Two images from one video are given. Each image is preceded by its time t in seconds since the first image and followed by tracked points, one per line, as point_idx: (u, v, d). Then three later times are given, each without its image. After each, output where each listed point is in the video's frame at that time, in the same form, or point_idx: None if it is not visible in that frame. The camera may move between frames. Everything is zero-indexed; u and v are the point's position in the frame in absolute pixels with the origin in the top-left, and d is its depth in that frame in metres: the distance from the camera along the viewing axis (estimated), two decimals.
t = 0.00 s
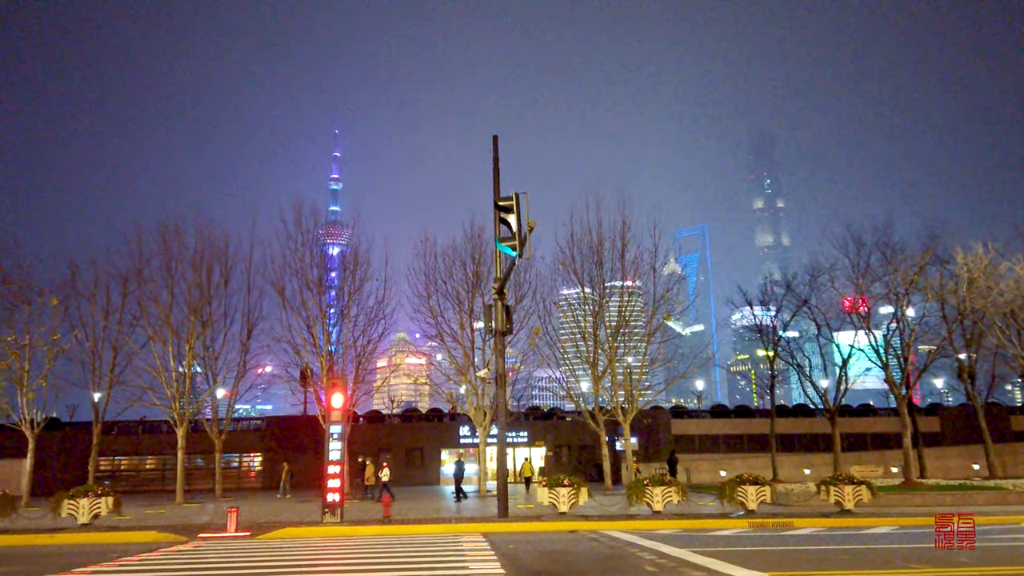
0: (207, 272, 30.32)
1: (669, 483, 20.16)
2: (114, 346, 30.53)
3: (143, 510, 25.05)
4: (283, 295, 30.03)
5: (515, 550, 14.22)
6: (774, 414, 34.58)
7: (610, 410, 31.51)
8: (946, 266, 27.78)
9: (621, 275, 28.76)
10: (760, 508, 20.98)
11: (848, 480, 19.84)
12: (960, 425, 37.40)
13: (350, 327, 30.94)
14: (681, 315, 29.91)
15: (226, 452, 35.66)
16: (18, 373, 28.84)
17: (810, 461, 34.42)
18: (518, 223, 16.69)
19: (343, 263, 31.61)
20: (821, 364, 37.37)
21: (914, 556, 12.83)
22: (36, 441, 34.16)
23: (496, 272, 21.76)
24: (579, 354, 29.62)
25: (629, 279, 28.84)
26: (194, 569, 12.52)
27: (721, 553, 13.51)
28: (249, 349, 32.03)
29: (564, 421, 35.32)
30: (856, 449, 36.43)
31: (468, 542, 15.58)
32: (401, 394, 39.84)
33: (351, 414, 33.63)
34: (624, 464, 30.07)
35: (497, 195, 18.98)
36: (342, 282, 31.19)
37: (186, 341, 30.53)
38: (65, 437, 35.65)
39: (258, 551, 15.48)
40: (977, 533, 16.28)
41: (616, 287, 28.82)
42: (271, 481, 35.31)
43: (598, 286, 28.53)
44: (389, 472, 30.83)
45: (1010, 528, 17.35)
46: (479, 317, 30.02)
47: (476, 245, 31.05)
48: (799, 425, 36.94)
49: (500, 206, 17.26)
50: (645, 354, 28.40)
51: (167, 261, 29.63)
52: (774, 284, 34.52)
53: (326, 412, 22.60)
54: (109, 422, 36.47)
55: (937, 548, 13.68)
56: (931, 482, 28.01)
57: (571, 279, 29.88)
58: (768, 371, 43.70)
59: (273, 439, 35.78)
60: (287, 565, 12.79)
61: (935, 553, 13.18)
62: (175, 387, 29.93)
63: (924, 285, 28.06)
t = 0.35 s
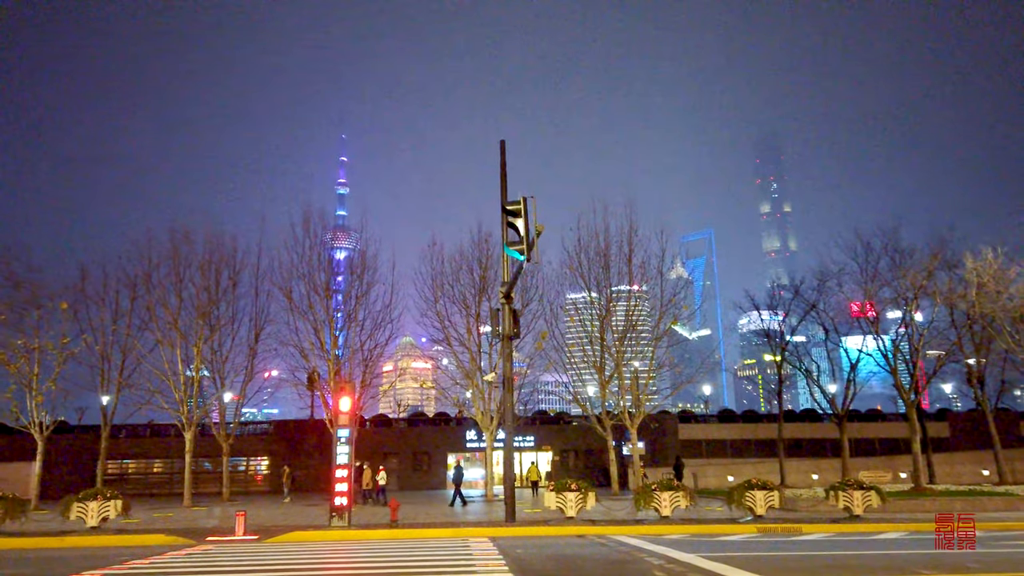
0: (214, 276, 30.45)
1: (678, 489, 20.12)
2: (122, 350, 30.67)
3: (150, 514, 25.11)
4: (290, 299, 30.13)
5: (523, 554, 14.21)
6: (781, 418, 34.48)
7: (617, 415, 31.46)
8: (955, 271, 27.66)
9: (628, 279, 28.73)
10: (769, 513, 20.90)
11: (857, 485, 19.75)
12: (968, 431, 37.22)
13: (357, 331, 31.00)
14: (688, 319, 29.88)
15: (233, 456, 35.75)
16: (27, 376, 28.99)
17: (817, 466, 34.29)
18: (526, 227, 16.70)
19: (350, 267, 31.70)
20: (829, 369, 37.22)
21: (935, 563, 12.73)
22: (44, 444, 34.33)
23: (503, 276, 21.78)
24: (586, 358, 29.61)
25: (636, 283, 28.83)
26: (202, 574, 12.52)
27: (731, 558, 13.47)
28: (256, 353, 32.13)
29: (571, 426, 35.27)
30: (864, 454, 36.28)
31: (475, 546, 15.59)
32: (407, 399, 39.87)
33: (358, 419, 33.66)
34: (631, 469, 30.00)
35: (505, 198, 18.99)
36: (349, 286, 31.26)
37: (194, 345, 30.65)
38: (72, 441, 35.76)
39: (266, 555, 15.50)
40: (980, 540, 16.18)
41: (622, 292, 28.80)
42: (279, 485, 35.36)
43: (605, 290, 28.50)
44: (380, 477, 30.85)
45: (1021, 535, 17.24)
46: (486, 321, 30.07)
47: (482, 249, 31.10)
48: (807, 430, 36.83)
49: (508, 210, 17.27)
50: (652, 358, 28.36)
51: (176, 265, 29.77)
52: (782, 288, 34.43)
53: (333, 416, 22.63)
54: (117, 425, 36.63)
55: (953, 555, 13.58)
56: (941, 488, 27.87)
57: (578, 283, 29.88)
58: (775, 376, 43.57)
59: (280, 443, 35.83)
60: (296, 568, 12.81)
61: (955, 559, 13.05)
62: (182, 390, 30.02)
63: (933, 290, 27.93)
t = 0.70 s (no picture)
0: (222, 280, 30.65)
1: (683, 492, 20.17)
2: (130, 353, 30.88)
3: (158, 516, 25.30)
4: (297, 302, 30.29)
5: (528, 556, 14.30)
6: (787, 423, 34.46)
7: (622, 419, 31.54)
8: (961, 275, 27.66)
9: (632, 284, 28.82)
10: (774, 517, 20.95)
11: (863, 489, 19.77)
12: (976, 436, 37.08)
13: (363, 335, 31.14)
14: (694, 323, 29.93)
15: (240, 459, 35.92)
16: (36, 379, 29.22)
17: (823, 470, 34.27)
18: (532, 231, 16.83)
19: (357, 271, 31.84)
20: (834, 373, 37.20)
21: (941, 564, 12.81)
22: (53, 446, 34.58)
23: (509, 280, 21.90)
24: (591, 362, 29.69)
25: (641, 288, 28.90)
26: None
27: (737, 561, 13.55)
28: (263, 356, 32.30)
29: (576, 429, 35.34)
30: (871, 458, 36.25)
31: (481, 549, 15.71)
32: (412, 402, 40.00)
33: (364, 422, 33.78)
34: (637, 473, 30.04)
35: (511, 202, 19.11)
36: (355, 290, 31.41)
37: (202, 348, 30.84)
38: (79, 443, 35.96)
39: (273, 557, 15.63)
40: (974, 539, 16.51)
41: (628, 296, 28.87)
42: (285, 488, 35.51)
43: (611, 294, 28.59)
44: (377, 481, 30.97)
45: None
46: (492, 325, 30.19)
47: (488, 254, 31.21)
48: (812, 434, 36.81)
49: (515, 214, 17.39)
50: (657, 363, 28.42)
51: (184, 269, 29.97)
52: (787, 293, 34.44)
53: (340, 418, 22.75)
54: (124, 428, 36.87)
55: (959, 558, 13.66)
56: (947, 492, 27.85)
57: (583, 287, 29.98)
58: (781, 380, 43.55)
59: (286, 447, 35.97)
60: (303, 570, 12.94)
61: (962, 562, 13.12)
62: (190, 394, 30.23)
63: (939, 294, 27.92)
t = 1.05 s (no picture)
0: (227, 283, 30.65)
1: (690, 496, 20.02)
2: (136, 356, 30.89)
3: (163, 519, 25.27)
4: (302, 306, 30.26)
5: (535, 561, 14.19)
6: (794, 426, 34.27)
7: (628, 422, 31.39)
8: (970, 278, 27.47)
9: (639, 286, 28.68)
10: (782, 521, 20.81)
11: (871, 494, 19.61)
12: (985, 440, 36.86)
13: (369, 338, 31.08)
14: (700, 326, 29.81)
15: (246, 462, 35.90)
16: (42, 382, 29.24)
17: (830, 474, 34.07)
18: (537, 234, 16.75)
19: (362, 274, 31.79)
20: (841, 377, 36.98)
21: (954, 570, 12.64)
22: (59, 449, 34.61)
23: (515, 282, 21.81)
24: (597, 365, 29.57)
25: (647, 291, 28.78)
26: None
27: (746, 566, 13.41)
28: (269, 359, 32.28)
29: (581, 432, 35.23)
30: (878, 462, 36.02)
31: (486, 552, 15.62)
32: (417, 406, 39.93)
33: (369, 426, 33.71)
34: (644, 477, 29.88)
35: (517, 204, 19.03)
36: (361, 293, 31.38)
37: (207, 351, 30.82)
38: (85, 446, 35.97)
39: (277, 561, 15.56)
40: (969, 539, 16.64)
41: (634, 299, 28.75)
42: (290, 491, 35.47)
43: (617, 297, 28.46)
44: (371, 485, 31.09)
45: None
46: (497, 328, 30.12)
47: (493, 257, 31.15)
48: (820, 438, 36.59)
49: (521, 216, 17.30)
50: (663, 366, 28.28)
51: (190, 272, 29.96)
52: (794, 296, 34.26)
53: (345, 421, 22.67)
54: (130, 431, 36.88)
55: (970, 562, 13.52)
56: (956, 497, 27.63)
57: (589, 290, 29.87)
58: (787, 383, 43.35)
59: (291, 450, 35.93)
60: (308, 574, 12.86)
61: (974, 567, 12.98)
62: (196, 397, 30.22)
63: (948, 297, 27.72)
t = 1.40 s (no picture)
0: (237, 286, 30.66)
1: (702, 500, 19.82)
2: (147, 359, 30.96)
3: (173, 522, 25.28)
4: (312, 309, 30.24)
5: (545, 566, 14.04)
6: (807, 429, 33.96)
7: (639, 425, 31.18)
8: (984, 279, 27.11)
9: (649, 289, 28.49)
10: (796, 525, 20.56)
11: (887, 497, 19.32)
12: (1001, 444, 36.37)
13: (378, 340, 31.00)
14: (712, 329, 29.59)
15: (257, 464, 35.95)
16: (54, 384, 29.35)
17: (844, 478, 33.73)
18: (547, 236, 16.63)
19: (372, 277, 31.75)
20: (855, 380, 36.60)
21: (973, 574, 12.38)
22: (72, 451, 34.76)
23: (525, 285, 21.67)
24: (607, 367, 29.37)
25: (658, 293, 28.57)
26: None
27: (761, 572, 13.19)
28: (279, 362, 32.29)
29: (592, 435, 35.04)
30: (893, 466, 35.62)
31: (496, 557, 15.49)
32: (428, 408, 39.86)
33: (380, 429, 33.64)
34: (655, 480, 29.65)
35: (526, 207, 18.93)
36: (371, 296, 31.34)
37: (218, 354, 30.85)
38: (98, 449, 36.12)
39: (286, 565, 15.48)
40: (972, 527, 15.91)
41: (644, 301, 28.54)
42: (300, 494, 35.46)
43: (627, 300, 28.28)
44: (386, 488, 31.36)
45: None
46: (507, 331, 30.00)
47: (503, 259, 31.04)
48: (833, 441, 36.24)
49: (530, 218, 17.18)
50: (674, 368, 28.05)
51: (200, 275, 29.99)
52: (807, 298, 33.96)
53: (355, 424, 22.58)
54: (142, 434, 37.00)
55: (988, 567, 13.23)
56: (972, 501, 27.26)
57: (599, 292, 29.70)
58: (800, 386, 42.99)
59: (302, 452, 35.92)
60: None
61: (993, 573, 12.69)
62: (206, 400, 30.25)
63: (963, 299, 27.38)
